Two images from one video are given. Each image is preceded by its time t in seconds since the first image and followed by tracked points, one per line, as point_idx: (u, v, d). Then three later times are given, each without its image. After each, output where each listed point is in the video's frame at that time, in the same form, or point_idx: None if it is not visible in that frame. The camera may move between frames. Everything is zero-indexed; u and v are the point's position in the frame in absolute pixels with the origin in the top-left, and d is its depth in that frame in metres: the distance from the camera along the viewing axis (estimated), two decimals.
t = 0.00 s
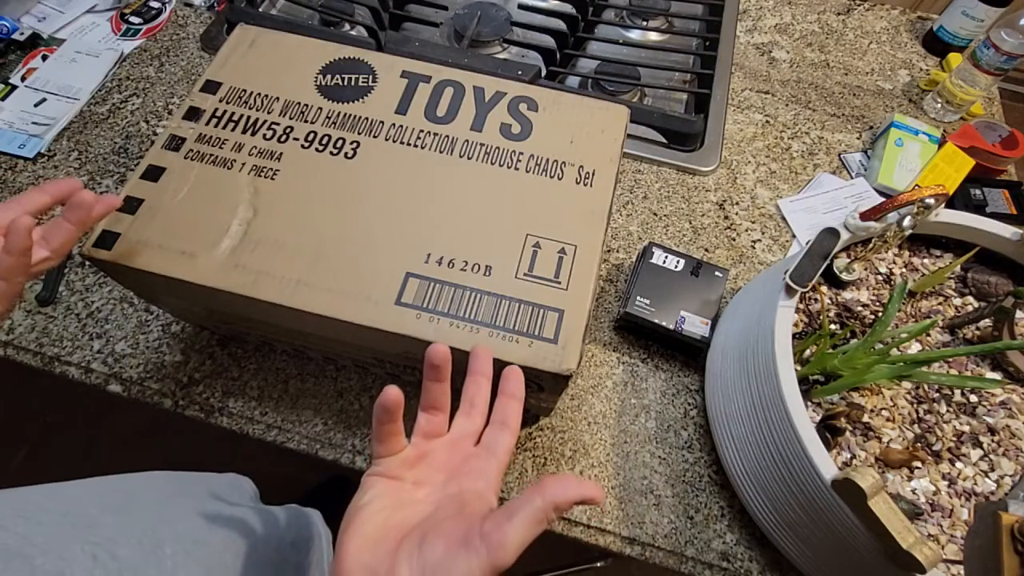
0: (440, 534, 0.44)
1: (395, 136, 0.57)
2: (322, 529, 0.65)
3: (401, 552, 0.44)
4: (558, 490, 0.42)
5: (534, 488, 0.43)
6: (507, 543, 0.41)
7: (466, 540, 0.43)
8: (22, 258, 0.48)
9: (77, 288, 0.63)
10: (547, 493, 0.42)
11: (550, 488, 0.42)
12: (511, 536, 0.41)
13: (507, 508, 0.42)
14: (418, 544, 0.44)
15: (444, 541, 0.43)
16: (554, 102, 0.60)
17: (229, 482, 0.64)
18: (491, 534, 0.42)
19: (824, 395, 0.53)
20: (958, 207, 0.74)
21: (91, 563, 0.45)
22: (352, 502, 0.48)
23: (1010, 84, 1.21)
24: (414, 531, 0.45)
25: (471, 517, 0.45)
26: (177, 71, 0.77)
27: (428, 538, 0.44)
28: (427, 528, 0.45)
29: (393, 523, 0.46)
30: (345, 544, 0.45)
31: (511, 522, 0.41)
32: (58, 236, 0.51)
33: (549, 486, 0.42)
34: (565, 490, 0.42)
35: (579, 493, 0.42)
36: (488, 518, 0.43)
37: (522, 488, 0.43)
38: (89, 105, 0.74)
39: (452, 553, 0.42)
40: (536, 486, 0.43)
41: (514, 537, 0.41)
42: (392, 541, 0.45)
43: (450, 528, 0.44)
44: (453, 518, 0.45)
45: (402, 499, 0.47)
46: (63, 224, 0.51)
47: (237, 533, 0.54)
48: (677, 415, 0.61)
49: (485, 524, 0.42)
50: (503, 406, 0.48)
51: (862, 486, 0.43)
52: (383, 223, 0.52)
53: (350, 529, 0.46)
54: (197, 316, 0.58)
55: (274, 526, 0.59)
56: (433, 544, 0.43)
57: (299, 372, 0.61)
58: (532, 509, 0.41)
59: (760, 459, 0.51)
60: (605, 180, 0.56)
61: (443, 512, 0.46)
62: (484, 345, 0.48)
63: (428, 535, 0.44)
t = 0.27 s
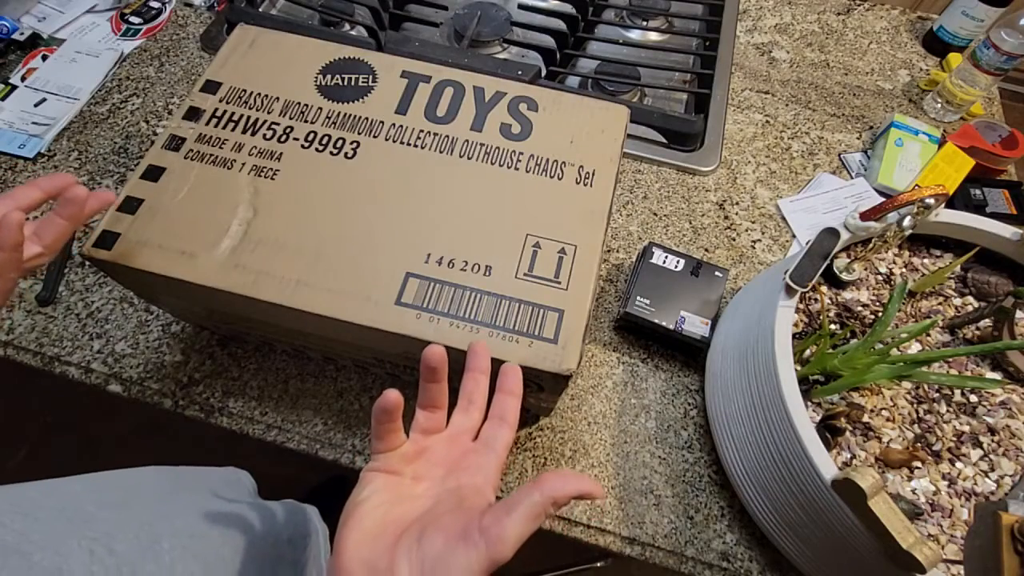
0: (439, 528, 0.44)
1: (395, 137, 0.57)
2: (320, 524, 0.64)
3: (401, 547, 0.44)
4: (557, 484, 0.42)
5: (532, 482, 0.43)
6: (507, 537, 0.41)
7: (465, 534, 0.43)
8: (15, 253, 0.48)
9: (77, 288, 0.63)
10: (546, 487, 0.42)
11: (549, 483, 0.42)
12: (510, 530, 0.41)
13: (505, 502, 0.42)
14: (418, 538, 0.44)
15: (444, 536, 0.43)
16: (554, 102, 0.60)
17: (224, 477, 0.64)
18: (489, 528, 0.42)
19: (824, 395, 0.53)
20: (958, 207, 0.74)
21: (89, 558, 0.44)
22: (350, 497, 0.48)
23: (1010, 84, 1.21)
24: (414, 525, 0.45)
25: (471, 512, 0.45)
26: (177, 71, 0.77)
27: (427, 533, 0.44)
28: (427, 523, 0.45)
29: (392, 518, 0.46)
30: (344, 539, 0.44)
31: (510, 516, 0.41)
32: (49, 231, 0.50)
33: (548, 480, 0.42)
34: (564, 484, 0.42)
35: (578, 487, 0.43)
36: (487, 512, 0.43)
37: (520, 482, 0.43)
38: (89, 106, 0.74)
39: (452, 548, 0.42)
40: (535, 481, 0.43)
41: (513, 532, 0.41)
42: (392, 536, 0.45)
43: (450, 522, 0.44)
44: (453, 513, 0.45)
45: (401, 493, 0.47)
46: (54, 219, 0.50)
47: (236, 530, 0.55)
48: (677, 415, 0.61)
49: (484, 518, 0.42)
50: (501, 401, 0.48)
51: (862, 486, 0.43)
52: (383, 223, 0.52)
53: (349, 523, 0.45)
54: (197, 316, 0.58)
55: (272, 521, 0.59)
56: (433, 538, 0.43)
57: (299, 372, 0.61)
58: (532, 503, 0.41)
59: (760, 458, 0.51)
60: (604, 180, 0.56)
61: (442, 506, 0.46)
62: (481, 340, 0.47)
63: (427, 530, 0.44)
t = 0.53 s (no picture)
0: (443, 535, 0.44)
1: (395, 136, 0.57)
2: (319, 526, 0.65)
3: (405, 551, 0.44)
4: (562, 492, 0.43)
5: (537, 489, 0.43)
6: (510, 544, 0.41)
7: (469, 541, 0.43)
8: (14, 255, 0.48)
9: (77, 288, 0.63)
10: (551, 495, 0.42)
11: (553, 491, 0.42)
12: (514, 538, 0.42)
13: (510, 509, 0.43)
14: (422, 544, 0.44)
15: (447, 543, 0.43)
16: (554, 102, 0.60)
17: (228, 479, 0.64)
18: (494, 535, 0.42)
19: (824, 395, 0.53)
20: (958, 207, 0.74)
21: (90, 561, 0.44)
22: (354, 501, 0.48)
23: (1010, 84, 1.21)
24: (418, 531, 0.45)
25: (474, 518, 0.45)
26: (177, 71, 0.77)
27: (431, 539, 0.44)
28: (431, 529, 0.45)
29: (396, 523, 0.46)
30: (349, 544, 0.45)
31: (515, 523, 0.42)
32: (50, 232, 0.51)
33: (553, 488, 0.43)
34: (568, 492, 0.42)
35: (583, 495, 0.43)
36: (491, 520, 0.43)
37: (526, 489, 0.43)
38: (89, 105, 0.74)
39: (456, 554, 0.42)
40: (539, 487, 0.43)
41: (517, 539, 0.42)
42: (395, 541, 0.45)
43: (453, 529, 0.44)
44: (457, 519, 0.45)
45: (405, 499, 0.47)
46: (54, 219, 0.50)
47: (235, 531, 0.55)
48: (677, 415, 0.61)
49: (489, 524, 0.43)
50: (506, 406, 0.49)
51: (862, 486, 0.43)
52: (383, 223, 0.52)
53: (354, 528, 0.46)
54: (197, 316, 0.58)
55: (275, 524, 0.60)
56: (437, 545, 0.44)
57: (299, 372, 0.61)
58: (536, 510, 0.42)
59: (760, 458, 0.51)
60: (604, 180, 0.56)
61: (445, 513, 0.46)
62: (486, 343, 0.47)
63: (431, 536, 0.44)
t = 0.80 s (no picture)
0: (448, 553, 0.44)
1: (394, 136, 0.57)
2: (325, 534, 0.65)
3: (409, 567, 0.44)
4: (568, 509, 0.43)
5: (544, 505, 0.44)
6: (516, 561, 0.42)
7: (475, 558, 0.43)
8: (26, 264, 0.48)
9: (77, 288, 0.63)
10: (558, 512, 0.43)
11: (561, 507, 0.43)
12: (520, 555, 0.42)
13: (516, 525, 0.43)
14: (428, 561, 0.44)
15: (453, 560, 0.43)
16: (554, 102, 0.60)
17: (234, 487, 0.65)
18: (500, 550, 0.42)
19: (824, 395, 0.53)
20: (958, 207, 0.74)
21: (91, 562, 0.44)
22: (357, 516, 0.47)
23: (1010, 84, 1.21)
24: (423, 547, 0.45)
25: (479, 535, 0.45)
26: (177, 71, 0.77)
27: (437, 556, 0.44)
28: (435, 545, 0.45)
29: (400, 539, 0.46)
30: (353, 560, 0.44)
31: (520, 540, 0.42)
32: (65, 241, 0.49)
33: (560, 505, 0.43)
34: (575, 510, 0.43)
35: (589, 513, 0.43)
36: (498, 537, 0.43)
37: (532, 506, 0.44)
38: (89, 105, 0.74)
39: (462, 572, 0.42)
40: (546, 504, 0.44)
41: (523, 556, 0.42)
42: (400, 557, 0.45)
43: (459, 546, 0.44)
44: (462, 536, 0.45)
45: (409, 514, 0.47)
46: (68, 228, 0.49)
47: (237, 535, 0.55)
48: (678, 415, 0.61)
49: (495, 540, 0.43)
50: (511, 420, 0.50)
51: (862, 486, 0.43)
52: (383, 224, 0.52)
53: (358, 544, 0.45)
54: (197, 316, 0.58)
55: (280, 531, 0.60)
56: (442, 562, 0.43)
57: (299, 372, 0.61)
58: (542, 527, 0.42)
59: (759, 458, 0.51)
60: (604, 180, 0.56)
61: (449, 529, 0.46)
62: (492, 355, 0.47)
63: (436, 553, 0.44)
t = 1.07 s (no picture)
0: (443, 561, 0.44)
1: (394, 136, 0.57)
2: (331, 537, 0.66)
3: None
4: (564, 513, 0.43)
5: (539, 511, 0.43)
6: (513, 568, 0.41)
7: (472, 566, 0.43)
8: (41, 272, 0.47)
9: (77, 288, 0.63)
10: (553, 516, 0.43)
11: (556, 511, 0.43)
12: (517, 561, 0.41)
13: (512, 531, 0.43)
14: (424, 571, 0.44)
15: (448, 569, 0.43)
16: (554, 102, 0.60)
17: (240, 491, 0.65)
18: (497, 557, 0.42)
19: (824, 395, 0.53)
20: (958, 207, 0.74)
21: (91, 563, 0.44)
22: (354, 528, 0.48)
23: (1010, 84, 1.21)
24: (419, 557, 0.45)
25: (475, 542, 0.45)
26: (177, 71, 0.77)
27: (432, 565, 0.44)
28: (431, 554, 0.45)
29: (396, 549, 0.46)
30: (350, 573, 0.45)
31: (517, 546, 0.42)
32: (77, 246, 0.48)
33: (555, 510, 0.43)
34: (570, 514, 0.43)
35: (584, 517, 0.43)
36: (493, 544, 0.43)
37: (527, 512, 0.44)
38: (89, 105, 0.74)
39: None
40: (541, 510, 0.43)
41: (520, 562, 0.41)
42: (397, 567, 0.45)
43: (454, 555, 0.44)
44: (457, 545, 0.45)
45: (405, 524, 0.47)
46: (82, 233, 0.48)
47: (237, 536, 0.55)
48: (678, 415, 0.61)
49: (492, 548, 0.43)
50: (504, 427, 0.50)
51: (862, 486, 0.43)
52: (383, 224, 0.52)
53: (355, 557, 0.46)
54: (197, 316, 0.58)
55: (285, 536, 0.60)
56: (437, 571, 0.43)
57: (299, 372, 0.61)
58: (538, 532, 0.42)
59: (760, 458, 0.51)
60: (604, 180, 0.56)
61: (446, 538, 0.46)
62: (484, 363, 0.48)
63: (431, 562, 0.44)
